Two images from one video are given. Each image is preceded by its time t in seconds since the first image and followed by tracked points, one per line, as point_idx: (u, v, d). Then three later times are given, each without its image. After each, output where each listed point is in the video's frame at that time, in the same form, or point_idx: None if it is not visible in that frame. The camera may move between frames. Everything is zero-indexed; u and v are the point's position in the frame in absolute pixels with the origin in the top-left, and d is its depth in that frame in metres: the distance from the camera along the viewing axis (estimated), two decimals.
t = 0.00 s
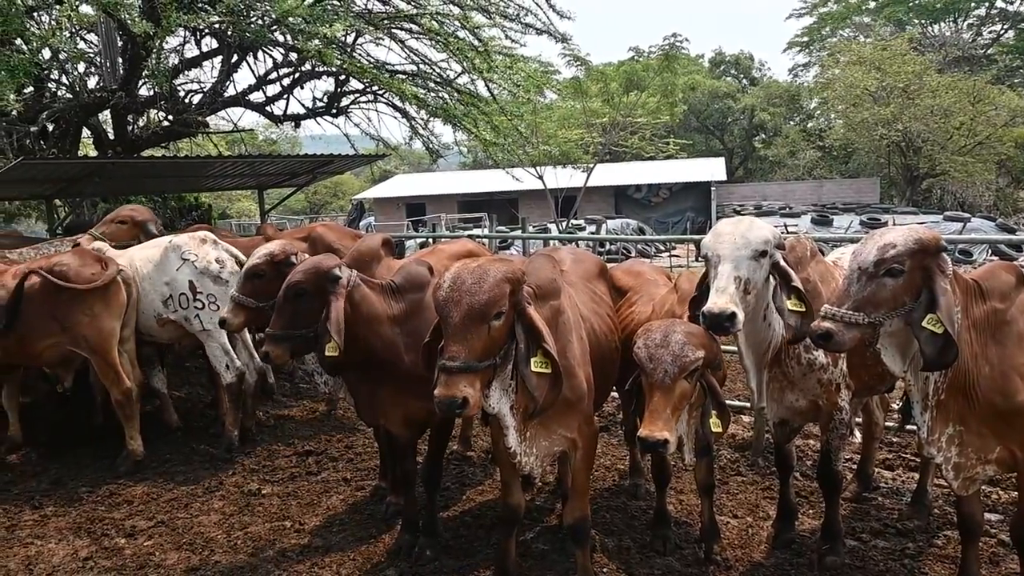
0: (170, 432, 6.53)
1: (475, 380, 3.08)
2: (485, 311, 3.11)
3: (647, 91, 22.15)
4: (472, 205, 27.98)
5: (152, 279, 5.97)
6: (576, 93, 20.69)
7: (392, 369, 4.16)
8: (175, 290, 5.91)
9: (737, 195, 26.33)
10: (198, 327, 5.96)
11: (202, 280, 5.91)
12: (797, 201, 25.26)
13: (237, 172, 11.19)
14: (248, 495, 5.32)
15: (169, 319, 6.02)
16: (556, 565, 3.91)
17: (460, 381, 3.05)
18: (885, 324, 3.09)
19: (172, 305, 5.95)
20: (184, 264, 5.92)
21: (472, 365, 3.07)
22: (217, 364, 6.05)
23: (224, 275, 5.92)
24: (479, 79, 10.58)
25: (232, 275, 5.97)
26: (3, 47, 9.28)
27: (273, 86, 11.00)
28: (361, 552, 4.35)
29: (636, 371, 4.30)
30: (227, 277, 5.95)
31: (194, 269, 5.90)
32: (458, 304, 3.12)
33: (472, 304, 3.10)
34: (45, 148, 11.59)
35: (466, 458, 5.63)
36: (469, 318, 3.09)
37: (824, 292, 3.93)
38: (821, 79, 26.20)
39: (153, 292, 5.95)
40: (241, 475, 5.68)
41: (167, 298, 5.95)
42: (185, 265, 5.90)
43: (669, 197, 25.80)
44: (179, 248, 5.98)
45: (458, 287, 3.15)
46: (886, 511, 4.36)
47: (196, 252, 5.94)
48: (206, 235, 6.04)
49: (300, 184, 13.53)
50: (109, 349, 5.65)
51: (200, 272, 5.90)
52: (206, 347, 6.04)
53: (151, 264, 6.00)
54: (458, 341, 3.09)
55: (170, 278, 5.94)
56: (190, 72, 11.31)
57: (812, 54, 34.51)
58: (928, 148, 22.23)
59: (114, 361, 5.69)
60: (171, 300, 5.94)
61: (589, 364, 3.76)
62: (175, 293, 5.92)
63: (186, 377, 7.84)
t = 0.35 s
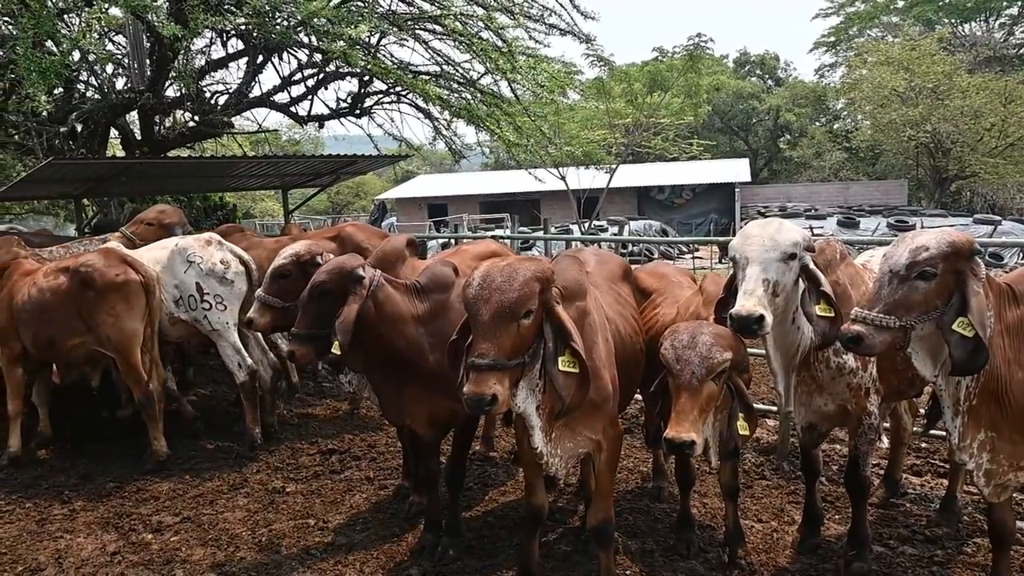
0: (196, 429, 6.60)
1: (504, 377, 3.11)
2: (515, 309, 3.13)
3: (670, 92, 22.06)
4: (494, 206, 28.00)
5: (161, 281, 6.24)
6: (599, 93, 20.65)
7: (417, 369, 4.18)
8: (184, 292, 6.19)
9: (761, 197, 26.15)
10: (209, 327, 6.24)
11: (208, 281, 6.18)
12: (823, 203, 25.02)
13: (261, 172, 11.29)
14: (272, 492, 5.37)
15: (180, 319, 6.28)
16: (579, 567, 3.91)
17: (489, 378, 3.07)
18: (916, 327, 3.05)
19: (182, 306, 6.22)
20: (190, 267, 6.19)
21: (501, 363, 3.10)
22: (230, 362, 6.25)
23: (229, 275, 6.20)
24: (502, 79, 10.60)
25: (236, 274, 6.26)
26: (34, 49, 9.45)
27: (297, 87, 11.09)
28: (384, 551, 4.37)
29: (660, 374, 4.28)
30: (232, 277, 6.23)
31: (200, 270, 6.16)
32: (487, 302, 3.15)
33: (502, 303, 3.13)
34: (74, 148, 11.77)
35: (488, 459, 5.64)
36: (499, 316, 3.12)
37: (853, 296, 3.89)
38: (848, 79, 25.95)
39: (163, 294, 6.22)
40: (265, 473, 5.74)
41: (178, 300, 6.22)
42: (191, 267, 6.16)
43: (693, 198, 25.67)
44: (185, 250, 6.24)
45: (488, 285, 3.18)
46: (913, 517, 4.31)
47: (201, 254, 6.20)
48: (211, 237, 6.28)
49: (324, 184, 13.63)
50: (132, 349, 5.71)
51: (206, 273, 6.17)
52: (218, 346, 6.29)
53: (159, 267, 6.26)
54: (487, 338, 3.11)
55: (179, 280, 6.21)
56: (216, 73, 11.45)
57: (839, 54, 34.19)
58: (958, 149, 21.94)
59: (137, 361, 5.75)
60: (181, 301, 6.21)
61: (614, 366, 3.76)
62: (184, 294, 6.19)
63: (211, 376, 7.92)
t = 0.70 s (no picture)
0: (226, 428, 6.68)
1: (535, 376, 3.11)
2: (546, 308, 3.15)
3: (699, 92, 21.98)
4: (520, 206, 28.00)
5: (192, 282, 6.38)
6: (627, 93, 20.59)
7: (448, 368, 4.19)
8: (213, 293, 6.32)
9: (791, 197, 25.90)
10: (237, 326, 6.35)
11: (236, 282, 6.31)
12: (854, 203, 24.71)
13: (291, 173, 11.40)
14: (301, 491, 5.42)
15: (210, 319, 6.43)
16: (608, 569, 3.91)
17: (520, 377, 3.08)
18: (954, 331, 3.02)
19: (211, 306, 6.35)
20: (219, 268, 6.32)
21: (532, 361, 3.11)
22: (258, 360, 6.34)
23: (257, 276, 6.34)
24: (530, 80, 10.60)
25: (264, 276, 6.39)
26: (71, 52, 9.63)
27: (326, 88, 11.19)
28: (413, 550, 4.40)
29: (692, 376, 4.26)
30: (260, 278, 6.36)
31: (229, 271, 6.30)
32: (519, 300, 3.17)
33: (534, 302, 3.14)
34: (108, 149, 11.98)
35: (515, 459, 5.65)
36: (530, 314, 3.14)
37: (891, 299, 3.84)
38: (881, 78, 25.58)
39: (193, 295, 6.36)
40: (294, 471, 5.79)
41: (208, 300, 6.36)
42: (220, 268, 6.29)
43: (721, 199, 25.45)
44: (214, 252, 6.37)
45: (521, 284, 3.20)
46: (949, 524, 4.25)
47: (230, 255, 6.32)
48: (239, 238, 6.40)
49: (352, 185, 13.73)
50: (170, 348, 5.79)
51: (234, 274, 6.30)
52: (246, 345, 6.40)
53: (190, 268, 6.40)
54: (519, 337, 3.13)
55: (208, 281, 6.34)
56: (246, 75, 11.59)
57: (871, 52, 33.72)
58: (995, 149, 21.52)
59: (174, 360, 5.83)
60: (210, 301, 6.35)
61: (645, 367, 3.75)
62: (214, 295, 6.33)
63: (241, 374, 8.02)
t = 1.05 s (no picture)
0: (257, 425, 6.76)
1: (564, 374, 3.11)
2: (577, 306, 3.14)
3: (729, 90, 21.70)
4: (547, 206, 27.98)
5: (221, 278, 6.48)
6: (656, 92, 20.48)
7: (479, 367, 4.20)
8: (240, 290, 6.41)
9: (823, 197, 25.56)
10: (257, 324, 6.44)
11: (266, 281, 6.40)
12: (888, 203, 24.36)
13: (321, 172, 11.48)
14: (331, 488, 5.46)
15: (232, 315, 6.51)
16: (638, 571, 3.89)
17: (549, 374, 3.08)
18: (996, 334, 3.00)
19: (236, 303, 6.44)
20: (252, 267, 6.41)
21: (562, 359, 3.11)
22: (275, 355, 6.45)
23: (287, 276, 6.41)
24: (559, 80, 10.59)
25: (293, 276, 6.47)
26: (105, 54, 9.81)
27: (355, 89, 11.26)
28: (442, 548, 4.42)
29: (726, 377, 4.22)
30: (290, 278, 6.45)
31: (261, 272, 6.38)
32: (549, 298, 3.16)
33: (565, 300, 3.14)
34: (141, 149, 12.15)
35: (544, 459, 5.65)
36: (561, 313, 3.13)
37: (934, 302, 3.78)
38: (918, 75, 25.15)
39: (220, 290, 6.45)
40: (324, 469, 5.84)
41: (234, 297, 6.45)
42: (252, 267, 6.38)
43: (751, 198, 25.21)
44: (249, 251, 6.47)
45: (551, 281, 3.19)
46: (987, 531, 4.17)
47: (263, 256, 6.41)
48: (274, 240, 6.49)
49: (381, 185, 13.79)
50: (212, 343, 5.90)
51: (265, 274, 6.38)
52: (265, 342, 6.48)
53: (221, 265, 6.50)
54: (549, 335, 3.12)
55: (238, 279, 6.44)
56: (276, 76, 11.72)
57: (907, 49, 33.17)
58: None
59: (214, 356, 5.92)
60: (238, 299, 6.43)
61: (677, 368, 3.73)
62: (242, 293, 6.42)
63: (271, 371, 8.10)
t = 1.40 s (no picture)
0: (287, 422, 6.82)
1: (594, 374, 3.09)
2: (608, 307, 3.13)
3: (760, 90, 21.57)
4: (574, 206, 27.91)
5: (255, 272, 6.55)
6: (686, 91, 20.37)
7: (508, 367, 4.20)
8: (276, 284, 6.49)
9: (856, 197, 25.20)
10: (294, 318, 6.54)
11: (300, 275, 6.49)
12: (924, 203, 24.00)
13: (350, 172, 11.55)
14: (361, 486, 5.49)
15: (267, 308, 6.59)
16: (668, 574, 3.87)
17: (579, 375, 3.07)
18: None
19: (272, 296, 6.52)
20: (285, 261, 6.49)
21: (593, 360, 3.09)
22: (310, 350, 6.55)
23: (321, 270, 6.53)
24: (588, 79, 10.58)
25: (326, 270, 6.59)
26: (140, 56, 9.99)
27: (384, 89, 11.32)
28: (470, 548, 4.43)
29: (759, 379, 4.18)
30: (322, 271, 6.55)
31: (295, 265, 6.46)
32: (580, 299, 3.15)
33: (596, 301, 3.13)
34: (174, 149, 12.33)
35: (572, 460, 5.63)
36: (592, 314, 3.12)
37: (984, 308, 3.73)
38: (956, 73, 24.68)
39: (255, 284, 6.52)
40: (353, 466, 5.87)
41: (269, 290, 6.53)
42: (286, 261, 6.47)
43: (783, 199, 24.92)
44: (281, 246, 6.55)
45: (583, 282, 3.18)
46: None
47: (297, 250, 6.50)
48: (306, 234, 6.61)
49: (409, 184, 13.86)
50: (246, 340, 5.95)
51: (299, 268, 6.47)
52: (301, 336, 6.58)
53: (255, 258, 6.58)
54: (581, 335, 3.11)
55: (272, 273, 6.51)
56: (306, 77, 11.83)
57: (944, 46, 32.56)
58: None
59: (249, 352, 5.98)
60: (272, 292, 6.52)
61: (709, 370, 3.70)
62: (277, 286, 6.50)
63: (301, 369, 8.17)
